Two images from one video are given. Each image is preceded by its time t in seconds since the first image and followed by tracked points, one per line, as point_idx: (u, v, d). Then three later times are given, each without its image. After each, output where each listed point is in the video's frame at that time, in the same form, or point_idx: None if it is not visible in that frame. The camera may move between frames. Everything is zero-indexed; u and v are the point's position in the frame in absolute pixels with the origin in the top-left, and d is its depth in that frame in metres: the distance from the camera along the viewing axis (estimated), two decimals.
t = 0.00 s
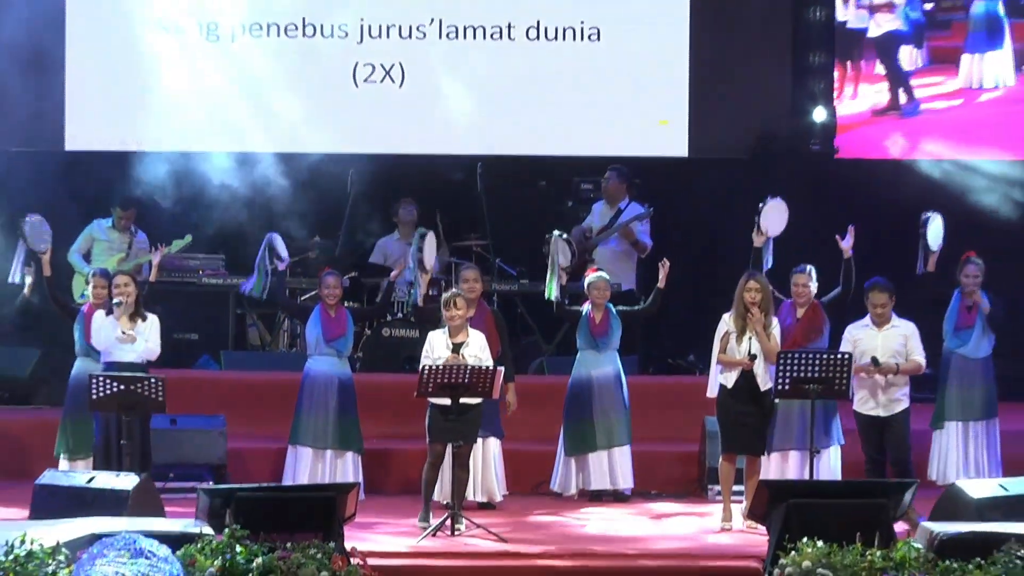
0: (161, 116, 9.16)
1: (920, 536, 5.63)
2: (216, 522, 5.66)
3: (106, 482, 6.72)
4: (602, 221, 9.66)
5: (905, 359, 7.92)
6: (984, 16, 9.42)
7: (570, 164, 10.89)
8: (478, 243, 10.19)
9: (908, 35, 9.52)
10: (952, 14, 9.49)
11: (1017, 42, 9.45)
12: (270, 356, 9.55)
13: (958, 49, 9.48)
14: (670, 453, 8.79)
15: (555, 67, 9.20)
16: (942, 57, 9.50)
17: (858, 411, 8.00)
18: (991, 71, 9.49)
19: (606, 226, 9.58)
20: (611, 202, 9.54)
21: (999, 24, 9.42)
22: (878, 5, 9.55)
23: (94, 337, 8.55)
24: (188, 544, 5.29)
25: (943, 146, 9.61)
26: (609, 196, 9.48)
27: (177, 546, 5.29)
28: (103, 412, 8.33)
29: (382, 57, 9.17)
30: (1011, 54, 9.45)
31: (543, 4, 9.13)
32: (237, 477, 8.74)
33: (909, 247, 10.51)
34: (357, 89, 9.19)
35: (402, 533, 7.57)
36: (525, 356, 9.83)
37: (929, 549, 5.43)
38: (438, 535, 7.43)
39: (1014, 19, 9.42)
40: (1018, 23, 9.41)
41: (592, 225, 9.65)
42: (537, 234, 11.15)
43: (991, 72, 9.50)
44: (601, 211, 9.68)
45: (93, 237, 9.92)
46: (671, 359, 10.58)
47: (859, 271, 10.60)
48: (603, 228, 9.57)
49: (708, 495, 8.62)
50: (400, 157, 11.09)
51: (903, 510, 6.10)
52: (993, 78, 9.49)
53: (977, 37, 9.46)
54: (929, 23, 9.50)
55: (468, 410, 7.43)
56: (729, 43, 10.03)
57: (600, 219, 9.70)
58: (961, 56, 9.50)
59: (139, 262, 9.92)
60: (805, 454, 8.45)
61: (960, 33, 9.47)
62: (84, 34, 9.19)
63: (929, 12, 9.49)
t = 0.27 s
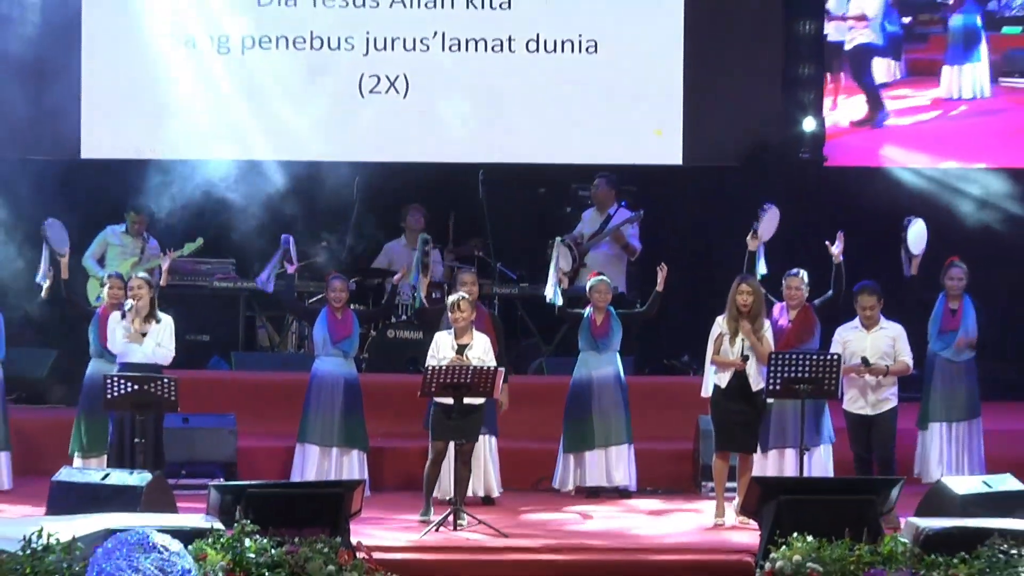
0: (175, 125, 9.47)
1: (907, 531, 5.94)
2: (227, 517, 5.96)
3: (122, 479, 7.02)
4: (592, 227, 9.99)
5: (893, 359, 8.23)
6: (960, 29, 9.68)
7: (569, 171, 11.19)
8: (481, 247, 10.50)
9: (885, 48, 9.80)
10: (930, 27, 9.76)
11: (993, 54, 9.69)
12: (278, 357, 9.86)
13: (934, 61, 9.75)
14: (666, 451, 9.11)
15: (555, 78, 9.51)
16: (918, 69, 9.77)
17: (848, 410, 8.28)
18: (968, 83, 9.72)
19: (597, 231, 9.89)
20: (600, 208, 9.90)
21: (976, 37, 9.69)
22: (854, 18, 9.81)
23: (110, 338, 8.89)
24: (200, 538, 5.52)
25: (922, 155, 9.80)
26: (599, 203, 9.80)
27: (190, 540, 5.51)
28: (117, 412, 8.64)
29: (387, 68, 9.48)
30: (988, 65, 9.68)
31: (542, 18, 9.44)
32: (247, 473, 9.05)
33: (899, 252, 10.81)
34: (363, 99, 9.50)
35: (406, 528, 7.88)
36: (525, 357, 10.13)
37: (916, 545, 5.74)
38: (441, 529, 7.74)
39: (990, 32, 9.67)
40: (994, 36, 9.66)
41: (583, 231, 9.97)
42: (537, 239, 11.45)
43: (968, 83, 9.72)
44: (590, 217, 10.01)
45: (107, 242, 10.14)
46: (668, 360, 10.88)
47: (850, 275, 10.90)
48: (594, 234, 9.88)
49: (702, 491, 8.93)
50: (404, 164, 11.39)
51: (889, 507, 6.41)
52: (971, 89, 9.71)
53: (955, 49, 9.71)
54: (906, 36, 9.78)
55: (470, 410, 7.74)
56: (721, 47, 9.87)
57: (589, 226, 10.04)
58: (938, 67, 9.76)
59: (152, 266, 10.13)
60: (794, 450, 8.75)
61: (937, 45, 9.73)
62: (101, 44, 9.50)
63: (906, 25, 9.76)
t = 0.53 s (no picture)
0: (183, 130, 9.72)
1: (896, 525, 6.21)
2: (235, 513, 6.21)
3: (133, 475, 7.29)
4: (582, 231, 10.21)
5: (888, 357, 8.53)
6: (940, 38, 9.78)
7: (567, 176, 11.47)
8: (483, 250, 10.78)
9: (863, 57, 9.88)
10: (911, 35, 9.83)
11: (971, 63, 9.81)
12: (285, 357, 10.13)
13: (914, 70, 9.82)
14: (663, 447, 9.39)
15: (553, 85, 9.78)
16: (898, 78, 9.84)
17: (844, 406, 8.54)
18: (947, 91, 9.84)
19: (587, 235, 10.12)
20: (590, 212, 10.13)
21: (955, 46, 9.79)
22: (833, 27, 9.88)
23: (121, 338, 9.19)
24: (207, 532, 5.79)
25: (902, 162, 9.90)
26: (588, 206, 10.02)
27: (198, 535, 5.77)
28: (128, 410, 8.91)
29: (391, 76, 9.76)
30: (967, 74, 9.80)
31: (540, 27, 9.71)
32: (255, 469, 9.32)
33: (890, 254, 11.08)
34: (367, 106, 9.77)
35: (409, 522, 8.16)
36: (524, 356, 10.37)
37: (904, 538, 6.07)
38: (444, 523, 8.02)
39: (969, 42, 9.77)
40: (973, 45, 9.77)
41: (574, 235, 10.19)
42: (536, 242, 11.71)
43: (948, 91, 9.84)
44: (581, 220, 10.22)
45: (118, 244, 10.32)
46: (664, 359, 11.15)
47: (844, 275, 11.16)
48: (584, 237, 10.11)
49: (697, 485, 9.20)
50: (406, 169, 11.66)
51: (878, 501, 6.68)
52: (950, 97, 9.84)
53: (935, 58, 9.80)
54: (888, 44, 9.84)
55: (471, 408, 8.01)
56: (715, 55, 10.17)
57: (578, 229, 10.23)
58: (919, 75, 9.83)
59: (162, 267, 10.30)
60: (787, 445, 8.98)
61: (917, 54, 9.81)
62: (107, 51, 9.67)
63: (886, 34, 9.82)
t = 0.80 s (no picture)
0: (192, 134, 10.01)
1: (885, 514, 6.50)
2: (243, 506, 6.53)
3: (145, 467, 7.60)
4: (571, 230, 10.56)
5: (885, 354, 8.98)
6: (918, 45, 10.16)
7: (565, 179, 11.77)
8: (484, 251, 11.08)
9: (841, 62, 10.35)
10: (892, 42, 10.22)
11: (950, 69, 10.16)
12: (292, 353, 10.44)
13: (893, 75, 10.21)
14: (658, 440, 9.69)
15: (552, 91, 10.08)
16: (878, 84, 10.23)
17: (840, 400, 8.95)
18: (926, 96, 10.21)
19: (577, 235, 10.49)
20: (579, 213, 10.47)
21: (933, 53, 10.16)
22: (815, 34, 10.35)
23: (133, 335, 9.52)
24: (217, 522, 6.07)
25: (881, 163, 10.28)
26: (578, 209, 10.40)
27: (208, 524, 6.06)
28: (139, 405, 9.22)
29: (394, 81, 10.06)
30: (945, 79, 10.16)
31: (540, 35, 10.03)
32: (262, 461, 9.64)
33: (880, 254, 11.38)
34: (372, 111, 10.07)
35: (412, 513, 8.46)
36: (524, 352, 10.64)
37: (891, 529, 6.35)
38: (446, 514, 8.33)
39: (946, 48, 10.15)
40: (950, 52, 10.13)
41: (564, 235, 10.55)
42: (536, 244, 12.02)
43: (926, 97, 10.21)
44: (568, 221, 10.57)
45: (130, 244, 10.51)
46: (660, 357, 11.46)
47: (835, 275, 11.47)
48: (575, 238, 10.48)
49: (691, 478, 9.50)
50: (409, 173, 11.96)
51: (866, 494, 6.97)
52: (930, 102, 10.20)
53: (914, 64, 10.18)
54: (869, 51, 10.26)
55: (468, 403, 8.32)
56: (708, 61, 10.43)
57: (567, 230, 10.59)
58: (899, 81, 10.22)
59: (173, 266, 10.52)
60: (778, 439, 9.23)
61: (896, 60, 10.19)
62: (121, 58, 10.02)
63: (866, 41, 10.25)
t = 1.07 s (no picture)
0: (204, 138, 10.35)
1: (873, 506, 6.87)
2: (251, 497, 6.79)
3: (158, 460, 7.93)
4: (565, 231, 10.97)
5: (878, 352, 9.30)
6: (898, 52, 10.39)
7: (563, 182, 12.08)
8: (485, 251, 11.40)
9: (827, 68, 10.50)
10: (873, 49, 10.46)
11: (930, 75, 10.38)
12: (299, 350, 10.77)
13: (874, 81, 10.43)
14: (655, 434, 10.03)
15: (551, 96, 10.41)
16: (859, 89, 10.44)
17: (834, 396, 9.31)
18: (907, 101, 10.40)
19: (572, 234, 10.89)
20: (573, 214, 10.87)
21: (912, 59, 10.38)
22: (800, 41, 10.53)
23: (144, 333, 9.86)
24: (228, 512, 6.41)
25: (865, 167, 10.47)
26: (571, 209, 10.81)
27: (219, 514, 6.39)
28: (151, 400, 9.55)
29: (398, 87, 10.38)
30: (924, 85, 10.36)
31: (540, 41, 10.34)
32: (272, 454, 9.97)
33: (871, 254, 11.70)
34: (377, 115, 10.40)
35: (416, 505, 8.79)
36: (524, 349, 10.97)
37: (881, 519, 6.72)
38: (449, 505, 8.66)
39: (925, 55, 10.38)
40: (929, 58, 10.37)
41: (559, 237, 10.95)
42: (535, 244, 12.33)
43: (906, 102, 10.40)
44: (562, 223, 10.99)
45: (142, 244, 10.75)
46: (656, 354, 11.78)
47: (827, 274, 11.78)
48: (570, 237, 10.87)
49: (685, 470, 9.84)
50: (412, 175, 12.28)
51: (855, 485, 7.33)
52: (911, 107, 10.40)
53: (895, 70, 10.41)
54: (850, 57, 10.49)
55: (463, 398, 8.65)
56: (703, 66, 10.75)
57: (562, 232, 10.99)
58: (880, 87, 10.44)
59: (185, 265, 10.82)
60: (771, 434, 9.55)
61: (877, 66, 10.43)
62: (135, 64, 10.30)
63: (847, 48, 10.48)
